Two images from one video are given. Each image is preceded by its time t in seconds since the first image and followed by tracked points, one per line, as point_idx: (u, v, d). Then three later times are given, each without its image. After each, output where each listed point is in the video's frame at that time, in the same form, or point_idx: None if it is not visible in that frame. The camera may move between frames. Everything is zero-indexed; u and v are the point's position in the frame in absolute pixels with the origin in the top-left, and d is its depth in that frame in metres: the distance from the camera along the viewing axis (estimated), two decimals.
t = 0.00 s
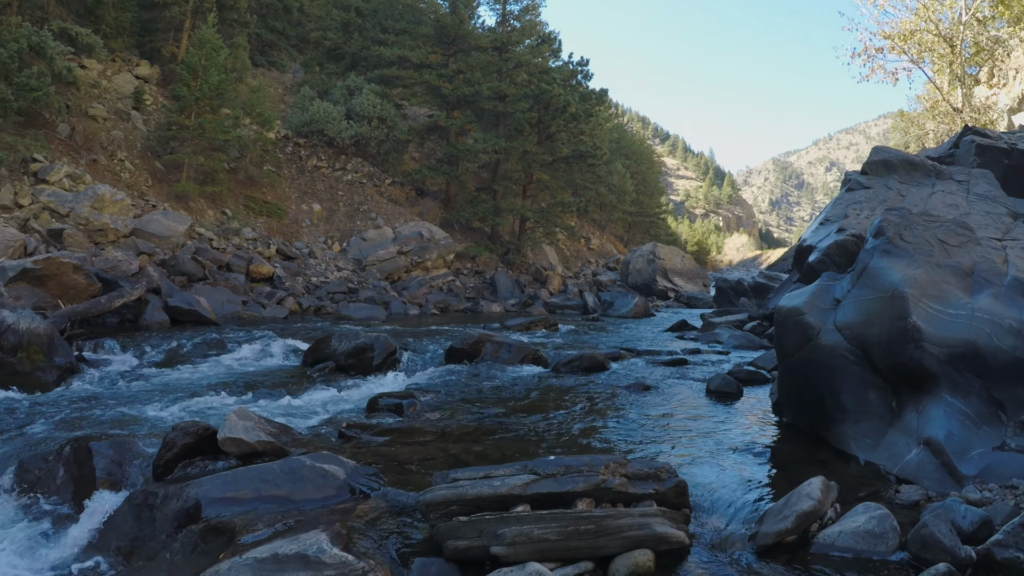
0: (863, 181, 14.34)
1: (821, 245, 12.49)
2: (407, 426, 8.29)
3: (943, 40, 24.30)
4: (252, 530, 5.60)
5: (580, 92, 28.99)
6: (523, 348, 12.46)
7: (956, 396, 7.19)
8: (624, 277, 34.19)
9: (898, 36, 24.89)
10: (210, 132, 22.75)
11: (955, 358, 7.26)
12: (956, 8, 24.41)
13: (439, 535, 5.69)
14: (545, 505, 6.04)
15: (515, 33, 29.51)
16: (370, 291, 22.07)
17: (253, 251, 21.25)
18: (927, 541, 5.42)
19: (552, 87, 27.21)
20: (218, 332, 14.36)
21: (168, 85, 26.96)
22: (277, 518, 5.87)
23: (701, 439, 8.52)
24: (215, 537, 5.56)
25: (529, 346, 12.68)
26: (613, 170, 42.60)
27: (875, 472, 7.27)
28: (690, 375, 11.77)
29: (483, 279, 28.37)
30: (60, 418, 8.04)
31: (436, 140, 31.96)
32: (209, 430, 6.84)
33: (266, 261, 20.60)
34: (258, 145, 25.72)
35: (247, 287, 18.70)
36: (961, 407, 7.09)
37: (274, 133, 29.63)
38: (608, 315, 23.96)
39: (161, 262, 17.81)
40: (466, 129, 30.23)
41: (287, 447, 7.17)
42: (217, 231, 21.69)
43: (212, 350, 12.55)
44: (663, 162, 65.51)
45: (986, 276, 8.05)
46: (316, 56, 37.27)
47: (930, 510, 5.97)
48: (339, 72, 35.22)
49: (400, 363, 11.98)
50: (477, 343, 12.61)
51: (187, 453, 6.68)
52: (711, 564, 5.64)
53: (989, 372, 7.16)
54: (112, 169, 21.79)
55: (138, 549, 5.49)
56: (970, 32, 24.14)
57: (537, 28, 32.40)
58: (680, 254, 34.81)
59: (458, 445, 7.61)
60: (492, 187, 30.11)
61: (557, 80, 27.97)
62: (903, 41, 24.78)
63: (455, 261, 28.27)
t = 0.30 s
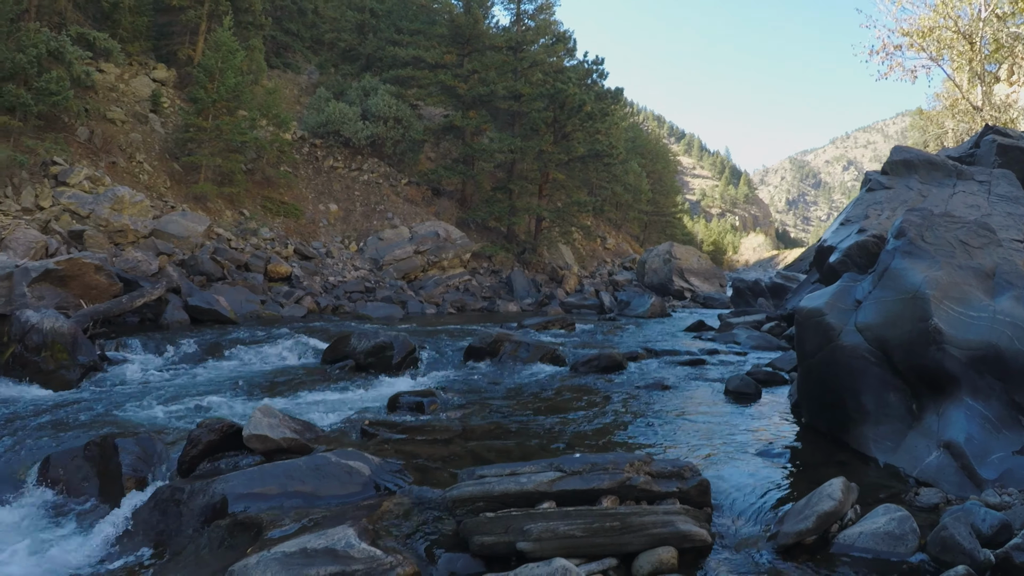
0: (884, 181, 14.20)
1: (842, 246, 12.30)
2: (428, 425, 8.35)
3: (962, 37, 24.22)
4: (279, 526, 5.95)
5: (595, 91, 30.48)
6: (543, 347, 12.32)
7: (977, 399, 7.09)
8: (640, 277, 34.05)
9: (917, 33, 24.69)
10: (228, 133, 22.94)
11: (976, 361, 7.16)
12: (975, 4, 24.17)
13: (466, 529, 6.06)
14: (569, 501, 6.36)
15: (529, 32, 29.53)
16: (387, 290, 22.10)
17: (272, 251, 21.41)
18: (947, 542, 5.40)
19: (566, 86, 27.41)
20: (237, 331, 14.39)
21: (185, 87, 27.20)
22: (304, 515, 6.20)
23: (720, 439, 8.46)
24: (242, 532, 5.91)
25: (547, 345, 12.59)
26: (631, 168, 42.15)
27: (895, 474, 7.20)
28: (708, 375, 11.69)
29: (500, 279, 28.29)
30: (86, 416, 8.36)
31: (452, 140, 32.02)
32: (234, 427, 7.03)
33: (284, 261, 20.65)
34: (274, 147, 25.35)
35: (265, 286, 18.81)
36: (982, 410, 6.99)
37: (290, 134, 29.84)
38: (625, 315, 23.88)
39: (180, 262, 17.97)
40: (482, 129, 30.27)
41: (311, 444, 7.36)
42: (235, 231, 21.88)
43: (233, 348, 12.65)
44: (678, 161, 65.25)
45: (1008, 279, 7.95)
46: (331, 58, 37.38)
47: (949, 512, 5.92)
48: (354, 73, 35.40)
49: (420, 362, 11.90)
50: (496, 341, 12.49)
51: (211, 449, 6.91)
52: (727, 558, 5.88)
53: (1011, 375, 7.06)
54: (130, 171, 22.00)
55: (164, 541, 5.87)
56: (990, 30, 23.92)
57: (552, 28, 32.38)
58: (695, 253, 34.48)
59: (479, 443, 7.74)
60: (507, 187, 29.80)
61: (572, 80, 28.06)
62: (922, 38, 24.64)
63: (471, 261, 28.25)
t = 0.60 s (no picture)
0: (915, 169, 14.02)
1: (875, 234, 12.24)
2: (460, 417, 8.42)
3: (990, 20, 23.74)
4: (317, 517, 6.19)
5: (618, 82, 29.50)
6: (571, 339, 12.40)
7: (1012, 391, 6.85)
8: (666, 270, 33.97)
9: (943, 16, 24.23)
10: (252, 134, 23.23)
11: (1012, 353, 6.94)
12: None
13: (505, 521, 6.22)
14: (605, 492, 6.49)
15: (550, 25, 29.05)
16: (414, 285, 22.10)
17: (299, 249, 21.60)
18: (982, 537, 5.43)
19: (589, 78, 26.84)
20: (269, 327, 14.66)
21: (208, 89, 27.54)
22: (340, 507, 6.42)
23: (750, 431, 8.39)
24: (281, 524, 6.21)
25: (576, 338, 12.64)
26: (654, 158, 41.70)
27: (928, 468, 7.13)
28: (738, 367, 11.55)
29: (526, 272, 28.06)
30: (123, 413, 8.68)
31: (475, 134, 32.07)
32: (269, 421, 7.30)
33: (310, 258, 20.78)
34: (298, 145, 26.04)
35: (293, 283, 18.97)
36: (1018, 402, 6.75)
37: (314, 133, 30.17)
38: (651, 307, 23.79)
39: (208, 261, 18.13)
40: (504, 123, 30.21)
41: (347, 436, 7.44)
42: (262, 230, 22.19)
43: (265, 344, 12.81)
44: (702, 150, 64.63)
45: None
46: (351, 55, 37.54)
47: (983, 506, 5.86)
48: (375, 70, 35.40)
49: (451, 356, 11.83)
50: (525, 334, 12.44)
51: (247, 443, 7.18)
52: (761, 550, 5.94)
53: None
54: (157, 173, 22.32)
55: (205, 536, 6.22)
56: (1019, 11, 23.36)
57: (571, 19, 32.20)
58: (722, 245, 33.72)
59: (512, 435, 7.79)
60: (533, 181, 30.06)
61: (594, 71, 27.76)
62: (949, 21, 24.16)
63: (497, 255, 28.16)
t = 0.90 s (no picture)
0: (972, 151, 14.37)
1: (930, 221, 12.46)
2: (520, 412, 8.39)
3: None
4: (379, 513, 6.19)
5: (664, 71, 29.86)
6: (626, 333, 12.22)
7: None
8: (719, 260, 33.17)
9: None
10: (302, 134, 23.42)
11: None
12: None
13: (569, 516, 6.17)
14: (670, 487, 6.41)
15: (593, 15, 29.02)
16: (466, 280, 22.04)
17: (350, 247, 21.73)
18: None
19: (635, 67, 26.60)
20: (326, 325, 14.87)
21: (256, 92, 28.00)
22: (403, 502, 6.43)
23: (809, 423, 8.25)
24: (344, 519, 6.22)
25: (631, 332, 12.38)
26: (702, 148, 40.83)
27: (993, 461, 6.89)
28: (795, 359, 11.32)
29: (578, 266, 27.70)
30: (183, 410, 8.89)
31: (523, 129, 32.00)
32: (328, 418, 7.44)
33: (363, 255, 20.96)
34: (348, 145, 26.37)
35: (346, 281, 19.13)
36: None
37: (362, 132, 30.57)
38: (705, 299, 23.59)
39: (263, 260, 18.35)
40: (552, 117, 29.82)
41: (407, 432, 7.46)
42: (314, 229, 22.51)
43: (321, 342, 12.93)
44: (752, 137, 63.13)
45: None
46: (396, 54, 37.82)
47: None
48: (420, 68, 34.94)
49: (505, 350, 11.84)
50: (579, 328, 12.29)
51: (307, 440, 7.32)
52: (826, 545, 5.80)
53: None
54: (210, 175, 22.74)
55: (267, 530, 6.37)
56: None
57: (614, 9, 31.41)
58: (775, 235, 32.58)
59: (574, 430, 7.71)
60: (582, 173, 29.44)
61: (639, 61, 27.42)
62: None
63: (548, 249, 27.81)
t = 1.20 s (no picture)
0: None
1: (996, 211, 12.21)
2: (585, 414, 8.40)
3: None
4: (446, 515, 6.18)
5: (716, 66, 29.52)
6: (688, 333, 11.96)
7: None
8: (777, 257, 31.01)
9: None
10: (358, 140, 23.95)
11: None
12: None
13: (639, 518, 6.10)
14: (740, 489, 6.31)
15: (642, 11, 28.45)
16: (524, 282, 21.81)
17: (408, 250, 21.84)
18: None
19: (687, 63, 25.95)
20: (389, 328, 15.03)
21: (310, 100, 28.55)
22: (470, 504, 6.43)
23: (873, 421, 8.11)
24: (411, 521, 6.22)
25: (693, 331, 12.19)
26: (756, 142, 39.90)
27: None
28: (858, 357, 11.07)
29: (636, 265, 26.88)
30: (243, 413, 9.05)
31: (577, 129, 31.89)
32: (393, 421, 7.47)
33: (420, 259, 20.98)
34: (404, 150, 26.85)
35: (404, 284, 19.13)
36: None
37: (417, 137, 31.01)
38: (764, 297, 22.59)
39: (321, 265, 18.61)
40: (604, 115, 29.57)
41: (472, 434, 7.51)
42: (372, 233, 22.76)
43: (380, 345, 13.07)
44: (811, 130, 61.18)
45: None
46: (447, 58, 38.19)
47: None
48: (471, 72, 35.67)
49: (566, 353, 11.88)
50: (641, 328, 12.18)
51: (372, 442, 7.36)
52: (901, 550, 5.63)
53: None
54: (268, 183, 23.39)
55: (332, 531, 6.43)
56: None
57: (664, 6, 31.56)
58: (834, 229, 30.52)
59: (640, 433, 7.69)
60: (636, 172, 28.70)
61: (691, 56, 26.78)
62: None
63: (605, 249, 27.31)
